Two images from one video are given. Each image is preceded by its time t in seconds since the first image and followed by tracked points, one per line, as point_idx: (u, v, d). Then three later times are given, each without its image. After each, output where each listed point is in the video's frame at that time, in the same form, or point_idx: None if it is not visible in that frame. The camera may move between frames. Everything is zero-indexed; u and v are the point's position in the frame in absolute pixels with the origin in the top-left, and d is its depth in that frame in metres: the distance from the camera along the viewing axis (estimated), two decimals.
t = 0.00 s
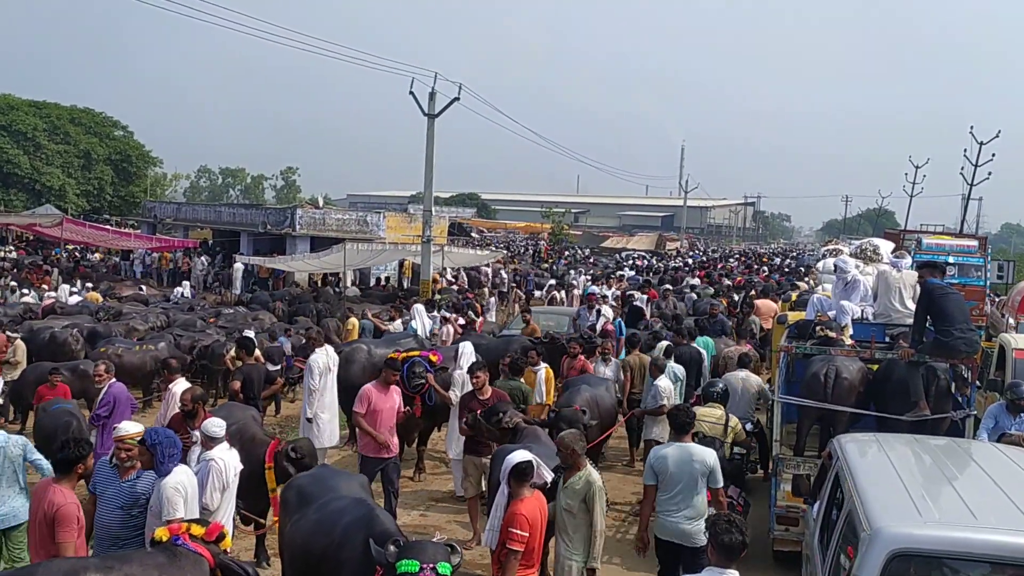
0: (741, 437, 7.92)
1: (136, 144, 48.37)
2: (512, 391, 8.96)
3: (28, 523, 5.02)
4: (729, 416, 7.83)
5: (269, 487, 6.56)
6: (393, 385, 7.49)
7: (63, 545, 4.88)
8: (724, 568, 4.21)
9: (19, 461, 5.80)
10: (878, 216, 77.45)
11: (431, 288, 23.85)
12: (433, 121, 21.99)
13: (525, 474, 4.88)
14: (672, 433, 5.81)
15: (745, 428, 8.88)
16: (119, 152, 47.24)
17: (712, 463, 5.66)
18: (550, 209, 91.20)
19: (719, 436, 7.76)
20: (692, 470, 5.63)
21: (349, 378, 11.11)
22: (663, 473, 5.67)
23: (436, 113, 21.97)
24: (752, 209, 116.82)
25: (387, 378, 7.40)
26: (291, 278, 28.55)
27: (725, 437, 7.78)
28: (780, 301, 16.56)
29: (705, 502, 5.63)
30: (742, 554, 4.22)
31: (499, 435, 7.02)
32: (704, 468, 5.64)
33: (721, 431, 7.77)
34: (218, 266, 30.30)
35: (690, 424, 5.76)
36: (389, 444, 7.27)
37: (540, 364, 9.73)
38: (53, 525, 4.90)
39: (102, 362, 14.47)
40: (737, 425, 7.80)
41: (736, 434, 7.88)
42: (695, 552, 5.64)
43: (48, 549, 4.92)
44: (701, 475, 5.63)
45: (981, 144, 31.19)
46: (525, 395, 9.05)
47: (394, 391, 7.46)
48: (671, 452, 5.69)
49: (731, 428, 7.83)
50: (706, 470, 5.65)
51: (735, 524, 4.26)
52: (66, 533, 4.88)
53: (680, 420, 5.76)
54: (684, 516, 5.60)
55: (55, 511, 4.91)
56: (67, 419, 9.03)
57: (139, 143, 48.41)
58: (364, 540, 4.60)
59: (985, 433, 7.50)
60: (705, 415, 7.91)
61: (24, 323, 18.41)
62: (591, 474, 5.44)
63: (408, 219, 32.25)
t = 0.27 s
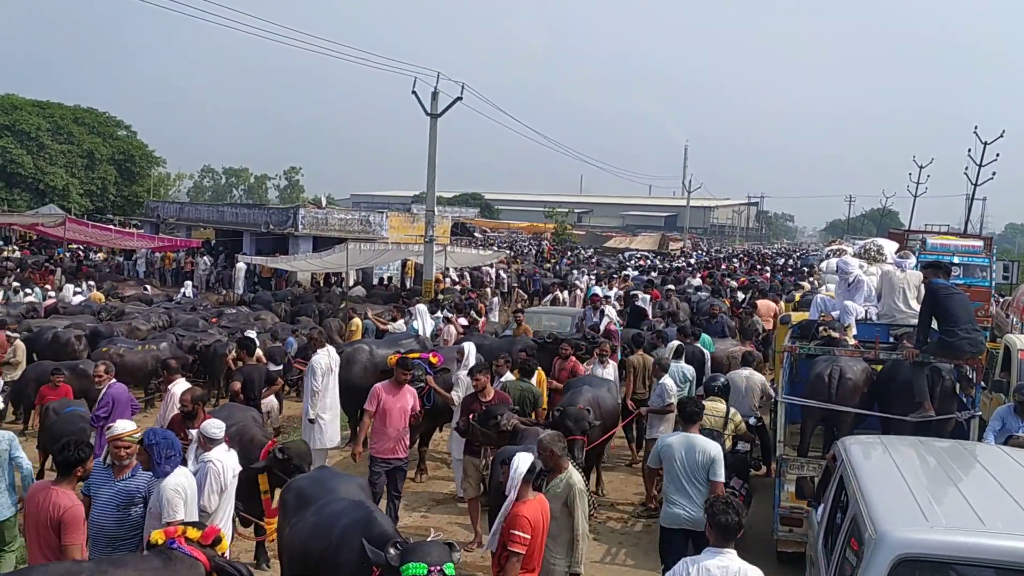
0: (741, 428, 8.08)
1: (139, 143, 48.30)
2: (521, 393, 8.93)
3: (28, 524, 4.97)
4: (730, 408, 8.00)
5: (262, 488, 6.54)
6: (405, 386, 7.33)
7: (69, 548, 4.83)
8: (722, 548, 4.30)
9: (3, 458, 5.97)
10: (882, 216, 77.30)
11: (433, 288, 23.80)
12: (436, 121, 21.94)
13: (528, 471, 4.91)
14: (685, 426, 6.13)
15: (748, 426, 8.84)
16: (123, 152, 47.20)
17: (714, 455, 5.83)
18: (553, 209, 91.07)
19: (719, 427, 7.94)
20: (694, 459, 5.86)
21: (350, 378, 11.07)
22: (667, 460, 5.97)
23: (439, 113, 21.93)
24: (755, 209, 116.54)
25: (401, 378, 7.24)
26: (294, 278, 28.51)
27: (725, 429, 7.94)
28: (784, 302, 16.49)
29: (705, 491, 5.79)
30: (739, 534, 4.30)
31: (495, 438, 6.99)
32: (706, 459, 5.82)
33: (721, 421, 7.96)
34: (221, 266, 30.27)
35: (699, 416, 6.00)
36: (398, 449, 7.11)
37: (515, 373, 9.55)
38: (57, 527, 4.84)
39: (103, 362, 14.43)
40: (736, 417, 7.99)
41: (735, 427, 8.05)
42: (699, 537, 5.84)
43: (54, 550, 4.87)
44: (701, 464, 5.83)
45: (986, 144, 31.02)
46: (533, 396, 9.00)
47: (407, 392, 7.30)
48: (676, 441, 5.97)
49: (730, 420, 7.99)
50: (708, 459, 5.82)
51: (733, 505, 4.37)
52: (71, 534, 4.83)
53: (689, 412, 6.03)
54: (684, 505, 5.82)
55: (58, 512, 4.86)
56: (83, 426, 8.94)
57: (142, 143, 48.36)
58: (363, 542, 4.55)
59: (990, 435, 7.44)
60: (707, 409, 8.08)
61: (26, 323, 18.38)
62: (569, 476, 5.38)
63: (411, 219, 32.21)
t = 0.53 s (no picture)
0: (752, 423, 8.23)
1: (148, 143, 48.39)
2: (532, 396, 8.88)
3: (23, 529, 4.83)
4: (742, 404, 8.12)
5: (256, 489, 6.51)
6: (416, 389, 7.24)
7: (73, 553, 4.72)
8: (733, 536, 4.37)
9: (3, 455, 5.94)
10: (893, 216, 76.82)
11: (441, 288, 23.75)
12: (443, 120, 21.90)
13: (536, 474, 4.88)
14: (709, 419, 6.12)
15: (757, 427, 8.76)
16: (132, 152, 47.30)
17: (731, 454, 5.94)
18: (561, 208, 90.93)
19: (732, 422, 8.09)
20: (710, 456, 5.97)
21: (355, 378, 11.01)
22: (684, 453, 6.08)
23: (447, 112, 21.88)
24: (765, 209, 116.10)
25: (409, 381, 7.14)
26: (302, 277, 28.52)
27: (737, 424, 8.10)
28: (793, 303, 16.37)
29: (717, 488, 5.94)
30: (750, 525, 4.37)
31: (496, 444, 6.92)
32: (723, 458, 5.94)
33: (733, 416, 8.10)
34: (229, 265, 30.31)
35: (723, 414, 6.05)
36: (403, 450, 6.99)
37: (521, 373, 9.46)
38: (62, 530, 4.76)
39: (109, 361, 14.44)
40: (747, 413, 8.04)
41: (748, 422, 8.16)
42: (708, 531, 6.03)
43: (57, 554, 4.78)
44: (717, 462, 5.95)
45: (998, 143, 30.74)
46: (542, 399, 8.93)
47: (416, 395, 7.20)
48: (696, 436, 6.06)
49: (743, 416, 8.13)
50: (724, 458, 5.94)
51: (747, 496, 4.42)
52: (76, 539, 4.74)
53: (712, 405, 6.06)
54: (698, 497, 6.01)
55: (65, 516, 4.77)
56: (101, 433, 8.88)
57: (151, 143, 48.47)
58: (362, 547, 4.48)
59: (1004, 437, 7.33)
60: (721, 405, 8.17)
61: (34, 322, 18.41)
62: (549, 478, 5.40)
63: (419, 218, 32.17)
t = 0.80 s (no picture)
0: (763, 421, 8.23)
1: (156, 143, 48.46)
2: (541, 397, 8.78)
3: (17, 537, 4.71)
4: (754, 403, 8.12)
5: (255, 491, 6.46)
6: (416, 392, 7.10)
7: (77, 559, 4.67)
8: (750, 527, 4.54)
9: (13, 455, 5.93)
10: (903, 215, 76.43)
11: (447, 288, 23.68)
12: (450, 120, 21.83)
13: (542, 478, 4.82)
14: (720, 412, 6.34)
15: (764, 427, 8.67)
16: (140, 152, 47.38)
17: (746, 445, 6.13)
18: (569, 208, 90.76)
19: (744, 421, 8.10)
20: (726, 446, 6.14)
21: (359, 379, 10.94)
22: (699, 443, 6.24)
23: (453, 112, 21.83)
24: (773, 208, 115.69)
25: (408, 385, 7.00)
26: (308, 277, 28.51)
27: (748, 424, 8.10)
28: (801, 302, 16.24)
29: (733, 478, 6.10)
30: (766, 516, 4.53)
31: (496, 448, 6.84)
32: (738, 448, 6.12)
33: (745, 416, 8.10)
34: (236, 265, 30.31)
35: (735, 405, 6.26)
36: (410, 457, 6.91)
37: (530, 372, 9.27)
38: (63, 535, 4.69)
39: (115, 361, 14.43)
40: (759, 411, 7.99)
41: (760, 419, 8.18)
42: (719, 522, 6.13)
43: (56, 562, 4.69)
44: (732, 452, 6.12)
45: (1009, 141, 30.47)
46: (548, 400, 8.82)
47: (417, 398, 7.07)
48: (712, 427, 6.24)
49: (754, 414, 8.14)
50: (739, 449, 6.11)
51: (764, 488, 4.58)
52: (79, 545, 4.70)
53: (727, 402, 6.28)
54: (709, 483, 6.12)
55: (66, 522, 4.71)
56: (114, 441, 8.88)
57: (159, 143, 48.53)
58: (360, 551, 4.41)
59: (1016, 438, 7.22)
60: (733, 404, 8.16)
61: (41, 322, 18.41)
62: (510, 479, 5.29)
63: (425, 218, 32.13)
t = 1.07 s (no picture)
0: (766, 414, 8.19)
1: (157, 139, 48.39)
2: (540, 394, 8.70)
3: (17, 538, 4.64)
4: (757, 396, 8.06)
5: (249, 488, 6.38)
6: (405, 390, 7.00)
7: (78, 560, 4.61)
8: (752, 509, 4.69)
9: (14, 448, 5.87)
10: (906, 211, 76.12)
11: (448, 284, 23.58)
12: (450, 115, 21.73)
13: (542, 475, 4.77)
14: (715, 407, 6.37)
15: (766, 422, 8.60)
16: (141, 148, 47.26)
17: (747, 436, 6.18)
18: (571, 204, 90.55)
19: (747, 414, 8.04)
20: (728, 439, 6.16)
21: (358, 376, 10.87)
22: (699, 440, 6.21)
23: (453, 107, 21.73)
24: (776, 204, 115.50)
25: (396, 384, 6.90)
26: (309, 273, 28.43)
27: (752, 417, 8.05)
28: (803, 298, 16.13)
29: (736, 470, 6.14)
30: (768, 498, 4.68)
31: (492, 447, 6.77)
32: (740, 440, 6.16)
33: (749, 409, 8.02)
34: (237, 261, 30.23)
35: (730, 398, 6.24)
36: (404, 456, 6.85)
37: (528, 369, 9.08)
38: (65, 533, 4.63)
39: (114, 357, 14.37)
40: (762, 404, 7.96)
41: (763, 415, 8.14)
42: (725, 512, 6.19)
43: (59, 561, 4.64)
44: (734, 444, 6.15)
45: (1014, 135, 30.33)
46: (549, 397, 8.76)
47: (407, 396, 6.97)
48: (711, 422, 6.22)
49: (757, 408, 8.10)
50: (740, 440, 6.16)
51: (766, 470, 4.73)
52: (80, 544, 4.64)
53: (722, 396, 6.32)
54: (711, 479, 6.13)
55: (66, 522, 4.64)
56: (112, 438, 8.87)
57: (160, 139, 48.42)
58: (352, 548, 4.35)
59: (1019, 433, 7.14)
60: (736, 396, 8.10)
61: (41, 318, 18.34)
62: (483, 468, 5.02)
63: (427, 214, 32.02)
